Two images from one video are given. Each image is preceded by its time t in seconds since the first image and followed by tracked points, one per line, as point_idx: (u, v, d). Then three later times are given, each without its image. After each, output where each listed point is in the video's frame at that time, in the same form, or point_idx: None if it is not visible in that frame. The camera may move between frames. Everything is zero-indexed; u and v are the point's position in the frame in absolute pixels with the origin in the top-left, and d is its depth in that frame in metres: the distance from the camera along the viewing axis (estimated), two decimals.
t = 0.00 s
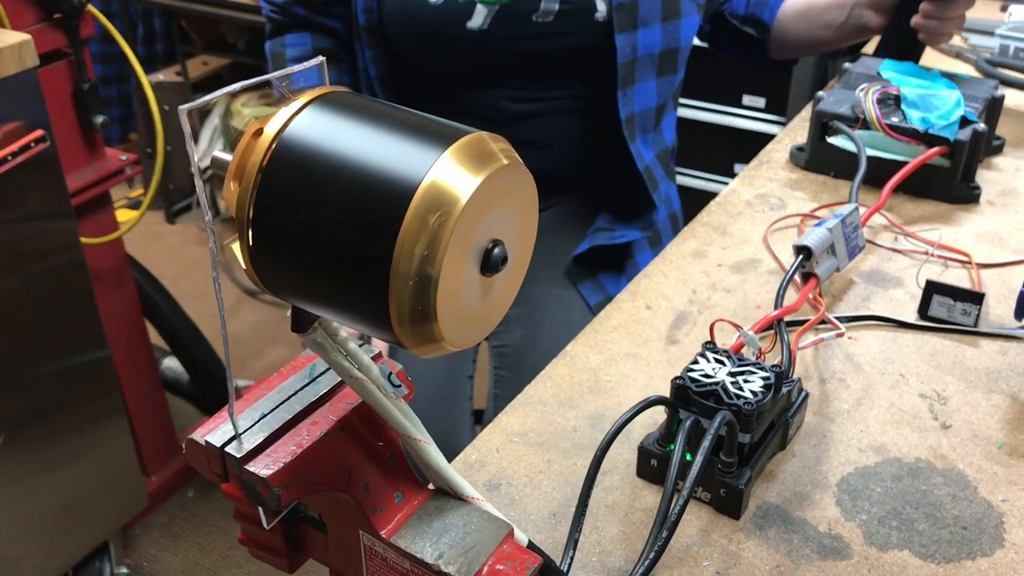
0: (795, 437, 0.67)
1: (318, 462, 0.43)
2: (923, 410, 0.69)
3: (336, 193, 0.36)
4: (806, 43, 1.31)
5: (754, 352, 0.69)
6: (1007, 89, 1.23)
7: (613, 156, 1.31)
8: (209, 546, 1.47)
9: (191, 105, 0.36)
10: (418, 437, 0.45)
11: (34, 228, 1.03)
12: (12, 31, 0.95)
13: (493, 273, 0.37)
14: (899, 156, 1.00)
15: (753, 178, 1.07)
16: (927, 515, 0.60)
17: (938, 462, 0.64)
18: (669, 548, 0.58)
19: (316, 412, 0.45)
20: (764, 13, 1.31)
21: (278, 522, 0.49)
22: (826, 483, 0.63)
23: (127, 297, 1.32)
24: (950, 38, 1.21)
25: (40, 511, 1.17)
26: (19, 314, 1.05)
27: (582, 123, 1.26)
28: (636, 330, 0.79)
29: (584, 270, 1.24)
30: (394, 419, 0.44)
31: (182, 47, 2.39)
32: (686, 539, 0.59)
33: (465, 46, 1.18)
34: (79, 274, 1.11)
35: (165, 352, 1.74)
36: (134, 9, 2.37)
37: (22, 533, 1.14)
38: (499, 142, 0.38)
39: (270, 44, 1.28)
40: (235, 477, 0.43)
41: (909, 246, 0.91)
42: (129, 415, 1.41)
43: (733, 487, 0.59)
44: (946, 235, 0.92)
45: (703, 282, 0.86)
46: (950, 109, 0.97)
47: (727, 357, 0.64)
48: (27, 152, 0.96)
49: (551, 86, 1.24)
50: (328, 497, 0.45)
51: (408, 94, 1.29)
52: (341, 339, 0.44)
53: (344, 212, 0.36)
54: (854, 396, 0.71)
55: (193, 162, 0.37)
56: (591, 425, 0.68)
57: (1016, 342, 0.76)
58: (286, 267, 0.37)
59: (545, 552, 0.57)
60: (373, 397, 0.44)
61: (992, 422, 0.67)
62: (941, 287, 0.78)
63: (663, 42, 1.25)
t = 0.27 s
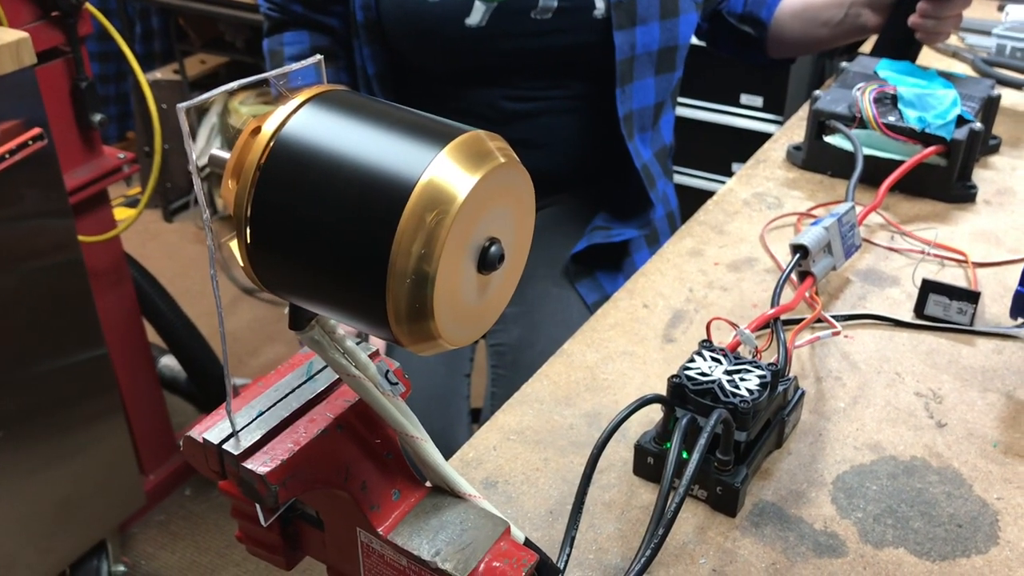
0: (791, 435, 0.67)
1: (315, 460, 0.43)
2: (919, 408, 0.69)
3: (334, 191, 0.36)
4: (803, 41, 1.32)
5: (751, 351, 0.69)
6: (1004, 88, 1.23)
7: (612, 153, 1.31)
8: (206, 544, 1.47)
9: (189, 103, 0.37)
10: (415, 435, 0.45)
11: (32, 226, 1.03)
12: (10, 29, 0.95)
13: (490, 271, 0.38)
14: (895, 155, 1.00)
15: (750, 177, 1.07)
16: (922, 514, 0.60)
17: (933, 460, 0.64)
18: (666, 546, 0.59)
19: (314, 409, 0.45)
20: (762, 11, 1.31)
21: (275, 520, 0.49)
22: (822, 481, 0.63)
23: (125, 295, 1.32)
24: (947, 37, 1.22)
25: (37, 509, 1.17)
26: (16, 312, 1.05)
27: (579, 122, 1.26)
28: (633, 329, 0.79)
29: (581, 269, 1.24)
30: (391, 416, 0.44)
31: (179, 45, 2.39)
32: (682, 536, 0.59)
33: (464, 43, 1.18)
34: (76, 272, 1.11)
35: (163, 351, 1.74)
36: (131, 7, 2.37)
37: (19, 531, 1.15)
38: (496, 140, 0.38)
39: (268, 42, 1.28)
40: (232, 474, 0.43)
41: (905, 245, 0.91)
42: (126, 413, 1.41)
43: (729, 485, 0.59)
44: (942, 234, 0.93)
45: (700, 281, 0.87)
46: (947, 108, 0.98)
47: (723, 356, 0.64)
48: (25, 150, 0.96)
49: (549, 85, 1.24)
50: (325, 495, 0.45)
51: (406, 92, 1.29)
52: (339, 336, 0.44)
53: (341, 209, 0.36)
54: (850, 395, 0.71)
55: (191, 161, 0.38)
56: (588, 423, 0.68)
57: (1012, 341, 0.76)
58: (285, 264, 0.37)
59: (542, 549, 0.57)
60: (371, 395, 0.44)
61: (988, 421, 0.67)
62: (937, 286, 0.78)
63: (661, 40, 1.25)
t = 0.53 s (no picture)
0: (781, 433, 0.67)
1: (308, 457, 0.43)
2: (908, 406, 0.70)
3: (327, 188, 0.36)
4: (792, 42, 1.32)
5: (741, 349, 0.69)
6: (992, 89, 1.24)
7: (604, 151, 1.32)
8: (198, 544, 1.46)
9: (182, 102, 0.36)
10: (408, 432, 0.45)
11: (22, 225, 1.03)
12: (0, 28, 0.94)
13: (482, 268, 0.38)
14: (885, 155, 1.01)
15: (740, 176, 1.08)
16: (912, 510, 0.60)
17: (922, 457, 0.65)
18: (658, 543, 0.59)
19: (307, 407, 0.45)
20: (753, 11, 1.33)
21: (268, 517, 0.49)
22: (812, 478, 0.64)
23: (116, 295, 1.32)
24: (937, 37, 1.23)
25: (28, 510, 1.16)
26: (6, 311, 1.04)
27: (571, 122, 1.26)
28: (624, 327, 0.80)
29: (573, 268, 1.24)
30: (384, 414, 0.45)
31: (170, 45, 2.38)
32: (673, 533, 0.59)
33: (455, 42, 1.18)
34: (67, 271, 1.11)
35: (154, 351, 1.74)
36: (122, 7, 2.37)
37: (10, 532, 1.14)
38: (489, 139, 0.38)
39: (260, 40, 1.28)
40: (225, 471, 0.43)
41: (895, 244, 0.92)
42: (117, 412, 1.40)
43: (720, 482, 0.60)
44: (931, 233, 0.93)
45: (691, 279, 0.87)
46: (936, 108, 0.98)
47: (714, 354, 0.65)
48: (15, 149, 0.96)
49: (541, 85, 1.24)
50: (317, 492, 0.45)
51: (398, 90, 1.30)
52: (332, 334, 0.44)
53: (335, 206, 0.36)
54: (839, 392, 0.72)
55: (184, 160, 0.37)
56: (580, 421, 0.69)
57: (1000, 339, 0.77)
58: (279, 262, 0.37)
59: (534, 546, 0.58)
60: (363, 392, 0.44)
61: (977, 418, 0.68)
62: (926, 284, 0.79)
63: (653, 38, 1.26)
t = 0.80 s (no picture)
0: (758, 434, 0.68)
1: (292, 468, 0.43)
2: (882, 405, 0.71)
3: (311, 198, 0.36)
4: (759, 45, 1.34)
5: (717, 351, 0.69)
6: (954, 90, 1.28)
7: (575, 155, 1.32)
8: (169, 555, 1.44)
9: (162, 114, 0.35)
10: (392, 441, 0.45)
11: None
12: None
13: (468, 276, 0.38)
14: (852, 157, 1.02)
15: (711, 179, 1.09)
16: (888, 508, 0.61)
17: (897, 455, 0.66)
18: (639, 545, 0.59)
19: (289, 418, 0.45)
20: (719, 13, 1.34)
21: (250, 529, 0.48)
22: (790, 478, 0.64)
23: (82, 305, 1.30)
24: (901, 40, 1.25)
25: None
26: None
27: (542, 126, 1.27)
28: (600, 331, 0.80)
29: (546, 271, 1.25)
30: (369, 423, 0.44)
31: (133, 51, 2.35)
32: (655, 536, 0.60)
33: (425, 45, 1.18)
34: (31, 281, 1.09)
35: (121, 360, 1.71)
36: (83, 12, 2.33)
37: None
38: (472, 147, 0.38)
39: (228, 46, 1.26)
40: (209, 483, 0.42)
41: (864, 245, 0.93)
42: (84, 423, 1.38)
43: (700, 484, 0.60)
44: (899, 233, 0.95)
45: (665, 282, 0.88)
46: (901, 110, 1.00)
47: (691, 356, 0.65)
48: None
49: (512, 89, 1.24)
50: (302, 503, 0.45)
51: (368, 95, 1.29)
52: (314, 343, 0.44)
53: (319, 216, 0.35)
54: (814, 392, 0.73)
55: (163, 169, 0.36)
56: (559, 425, 0.69)
57: (969, 337, 0.78)
58: (262, 272, 0.37)
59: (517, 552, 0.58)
60: (347, 402, 0.44)
61: (949, 416, 0.69)
62: (897, 284, 0.80)
63: (624, 39, 1.26)
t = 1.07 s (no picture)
0: (746, 429, 0.68)
1: (307, 490, 0.41)
2: (861, 395, 0.72)
3: (332, 212, 0.34)
4: (706, 42, 1.35)
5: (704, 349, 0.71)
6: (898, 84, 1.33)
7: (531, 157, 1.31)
8: None
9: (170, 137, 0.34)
10: (406, 458, 0.44)
11: None
12: None
13: (492, 288, 0.37)
14: (809, 152, 1.05)
15: (671, 178, 1.09)
16: (879, 496, 0.62)
17: (882, 444, 0.67)
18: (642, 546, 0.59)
19: (298, 439, 0.43)
20: (666, 11, 1.35)
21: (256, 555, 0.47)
22: (781, 472, 0.65)
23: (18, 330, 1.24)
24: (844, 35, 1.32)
25: None
26: None
27: (497, 128, 1.26)
28: (580, 334, 0.80)
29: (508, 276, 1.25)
30: (382, 440, 0.43)
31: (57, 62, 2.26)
32: (656, 537, 0.59)
33: (378, 50, 1.16)
34: None
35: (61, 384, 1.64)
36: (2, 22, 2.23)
37: None
38: (490, 156, 0.37)
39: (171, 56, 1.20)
40: (221, 511, 0.40)
41: (826, 238, 0.95)
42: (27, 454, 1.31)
43: (698, 483, 0.60)
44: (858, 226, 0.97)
45: (638, 282, 0.88)
46: (855, 105, 1.03)
47: (680, 355, 0.65)
48: None
49: (466, 92, 1.23)
50: (315, 526, 0.43)
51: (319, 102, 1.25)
52: (322, 361, 0.42)
53: (342, 233, 0.34)
54: (795, 385, 0.74)
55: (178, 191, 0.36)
56: (550, 431, 0.68)
57: (937, 324, 0.80)
58: (282, 291, 0.35)
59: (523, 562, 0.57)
60: (359, 420, 0.43)
61: (927, 403, 0.71)
62: (864, 276, 0.82)
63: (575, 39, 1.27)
